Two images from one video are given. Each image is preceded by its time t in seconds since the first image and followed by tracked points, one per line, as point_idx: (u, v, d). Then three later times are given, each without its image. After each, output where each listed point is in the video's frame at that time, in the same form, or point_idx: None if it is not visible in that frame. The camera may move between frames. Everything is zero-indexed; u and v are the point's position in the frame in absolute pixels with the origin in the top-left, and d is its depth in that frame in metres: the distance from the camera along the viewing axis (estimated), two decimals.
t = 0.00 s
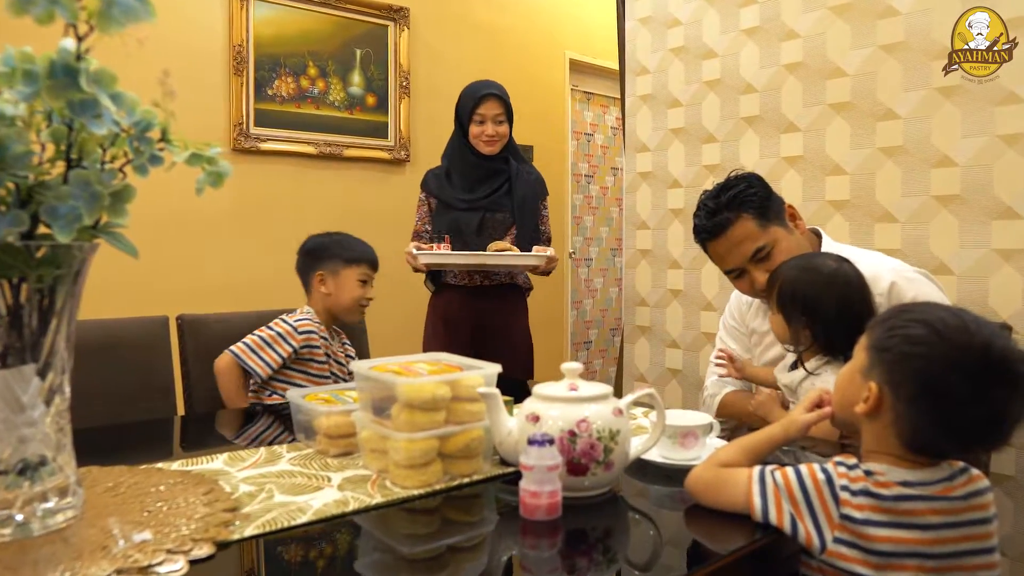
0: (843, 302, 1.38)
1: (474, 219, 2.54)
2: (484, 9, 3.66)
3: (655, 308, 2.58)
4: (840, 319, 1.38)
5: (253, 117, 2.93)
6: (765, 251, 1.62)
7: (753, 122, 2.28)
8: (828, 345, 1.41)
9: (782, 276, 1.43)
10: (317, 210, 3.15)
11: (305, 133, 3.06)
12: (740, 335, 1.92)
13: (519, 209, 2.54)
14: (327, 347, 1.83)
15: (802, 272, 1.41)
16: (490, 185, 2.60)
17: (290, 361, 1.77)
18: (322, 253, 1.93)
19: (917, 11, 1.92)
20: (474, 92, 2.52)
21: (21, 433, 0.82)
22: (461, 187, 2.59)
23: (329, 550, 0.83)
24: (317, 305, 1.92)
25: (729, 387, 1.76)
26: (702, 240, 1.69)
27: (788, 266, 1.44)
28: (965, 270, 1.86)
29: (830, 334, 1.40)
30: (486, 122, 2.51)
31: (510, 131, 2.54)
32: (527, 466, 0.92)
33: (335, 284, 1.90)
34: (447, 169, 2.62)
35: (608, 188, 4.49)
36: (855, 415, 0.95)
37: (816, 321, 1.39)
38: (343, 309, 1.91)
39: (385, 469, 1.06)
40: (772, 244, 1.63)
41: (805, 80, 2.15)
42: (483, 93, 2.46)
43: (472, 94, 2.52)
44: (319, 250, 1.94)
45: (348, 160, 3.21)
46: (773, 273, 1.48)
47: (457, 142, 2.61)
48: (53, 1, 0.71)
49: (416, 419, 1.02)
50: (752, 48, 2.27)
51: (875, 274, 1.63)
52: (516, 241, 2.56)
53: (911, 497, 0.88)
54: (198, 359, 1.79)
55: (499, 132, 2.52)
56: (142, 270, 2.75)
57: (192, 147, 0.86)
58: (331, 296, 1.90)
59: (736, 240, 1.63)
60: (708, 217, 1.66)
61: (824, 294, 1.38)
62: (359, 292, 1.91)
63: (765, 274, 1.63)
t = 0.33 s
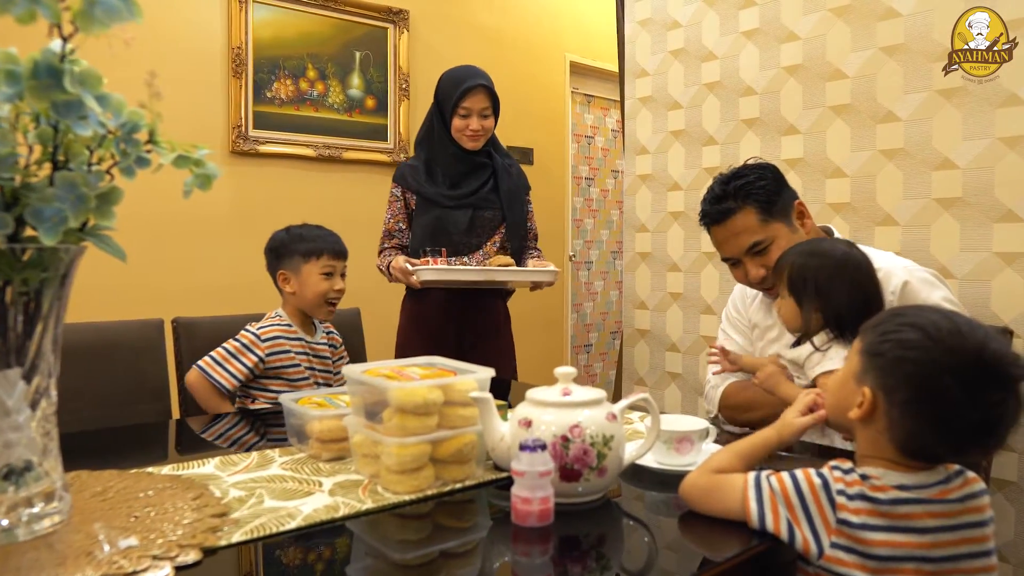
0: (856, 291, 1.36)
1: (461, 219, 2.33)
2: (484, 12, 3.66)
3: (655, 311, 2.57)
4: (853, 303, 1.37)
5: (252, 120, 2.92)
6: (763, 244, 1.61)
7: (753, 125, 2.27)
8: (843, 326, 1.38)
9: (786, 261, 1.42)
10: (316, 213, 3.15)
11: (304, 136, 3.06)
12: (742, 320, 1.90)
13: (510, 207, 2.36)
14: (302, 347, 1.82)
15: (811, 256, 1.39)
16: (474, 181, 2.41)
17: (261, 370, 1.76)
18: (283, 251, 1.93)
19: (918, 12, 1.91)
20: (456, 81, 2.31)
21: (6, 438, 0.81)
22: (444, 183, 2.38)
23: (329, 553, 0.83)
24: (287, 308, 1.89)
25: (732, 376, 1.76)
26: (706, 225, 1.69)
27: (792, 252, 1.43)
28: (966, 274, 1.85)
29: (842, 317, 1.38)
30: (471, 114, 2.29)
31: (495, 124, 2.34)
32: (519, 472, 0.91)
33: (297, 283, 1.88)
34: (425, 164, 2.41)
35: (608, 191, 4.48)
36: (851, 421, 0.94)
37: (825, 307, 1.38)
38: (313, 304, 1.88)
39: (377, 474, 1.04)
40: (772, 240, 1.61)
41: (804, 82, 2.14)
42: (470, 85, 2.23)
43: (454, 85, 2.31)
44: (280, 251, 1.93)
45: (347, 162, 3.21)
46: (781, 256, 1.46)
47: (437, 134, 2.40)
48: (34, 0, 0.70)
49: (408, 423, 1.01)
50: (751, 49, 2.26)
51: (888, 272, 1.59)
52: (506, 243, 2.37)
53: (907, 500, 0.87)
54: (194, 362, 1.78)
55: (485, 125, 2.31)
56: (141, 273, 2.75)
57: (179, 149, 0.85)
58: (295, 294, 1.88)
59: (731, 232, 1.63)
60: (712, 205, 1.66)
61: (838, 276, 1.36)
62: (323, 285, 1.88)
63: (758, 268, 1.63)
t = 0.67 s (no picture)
0: (868, 230, 1.31)
1: (461, 217, 2.10)
2: (485, 10, 3.65)
3: (657, 309, 2.55)
4: (865, 244, 1.31)
5: (252, 119, 2.92)
6: (774, 217, 1.59)
7: (755, 121, 2.26)
8: (854, 257, 1.31)
9: (795, 198, 1.35)
10: (317, 212, 3.14)
11: (305, 134, 3.05)
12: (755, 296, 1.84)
13: (513, 204, 2.13)
14: (296, 342, 1.84)
15: (821, 187, 1.32)
16: (474, 176, 2.19)
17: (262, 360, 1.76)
18: (270, 249, 1.93)
19: (921, 8, 1.89)
20: (453, 69, 2.08)
21: None
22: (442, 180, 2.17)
23: (330, 553, 0.83)
24: (274, 306, 1.89)
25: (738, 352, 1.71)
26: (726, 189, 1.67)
27: (799, 187, 1.36)
28: (970, 271, 1.83)
29: (853, 254, 1.31)
30: (468, 105, 2.06)
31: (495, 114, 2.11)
32: (513, 472, 0.90)
33: (285, 282, 1.88)
34: (423, 156, 2.19)
35: (611, 189, 4.47)
36: (847, 420, 0.92)
37: (833, 244, 1.32)
38: (299, 302, 1.87)
39: (372, 474, 1.03)
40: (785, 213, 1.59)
41: (807, 79, 2.12)
42: (466, 73, 2.01)
43: (452, 72, 2.09)
44: (267, 249, 1.92)
45: (348, 161, 3.20)
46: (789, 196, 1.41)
47: (434, 124, 2.18)
48: None
49: (402, 423, 1.00)
50: (753, 46, 2.24)
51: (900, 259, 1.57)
52: (510, 243, 2.16)
53: (906, 498, 0.85)
54: (193, 360, 1.78)
55: (484, 116, 2.08)
56: (141, 272, 2.74)
57: (169, 146, 0.84)
58: (283, 292, 1.88)
59: (743, 201, 1.61)
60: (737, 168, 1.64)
61: (851, 209, 1.30)
62: (311, 284, 1.87)
63: (764, 240, 1.60)
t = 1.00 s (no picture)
0: (844, 159, 1.30)
1: (466, 213, 1.94)
2: (482, 5, 3.64)
3: (653, 305, 2.54)
4: (842, 176, 1.31)
5: (247, 115, 2.90)
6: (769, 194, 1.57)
7: (751, 117, 2.24)
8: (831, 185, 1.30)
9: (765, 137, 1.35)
10: (312, 208, 3.13)
11: (300, 130, 3.04)
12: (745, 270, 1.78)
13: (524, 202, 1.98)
14: (293, 339, 1.83)
15: (791, 120, 1.34)
16: (483, 170, 2.05)
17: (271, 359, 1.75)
18: (265, 245, 1.91)
19: (918, 2, 1.87)
20: (469, 55, 1.91)
21: None
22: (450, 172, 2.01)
23: (325, 550, 0.82)
24: (272, 303, 1.87)
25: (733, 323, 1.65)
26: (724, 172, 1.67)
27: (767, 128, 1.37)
28: (966, 268, 1.81)
29: (832, 185, 1.30)
30: (484, 96, 1.89)
31: (511, 107, 1.95)
32: (499, 470, 0.88)
33: (284, 278, 1.85)
34: (432, 144, 2.02)
35: (608, 186, 4.46)
36: (837, 418, 0.91)
37: (810, 172, 1.30)
38: (299, 298, 1.85)
39: (359, 473, 1.02)
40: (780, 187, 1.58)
41: (803, 74, 2.11)
42: (483, 60, 1.86)
43: (469, 59, 1.92)
44: (262, 245, 1.91)
45: (344, 157, 3.19)
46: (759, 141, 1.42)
47: (446, 113, 2.02)
48: None
49: (390, 420, 0.98)
50: (750, 41, 2.23)
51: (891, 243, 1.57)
52: (519, 243, 2.00)
53: (896, 495, 0.85)
54: (184, 357, 1.77)
55: (500, 110, 1.92)
56: (135, 270, 2.73)
57: (150, 139, 0.83)
58: (281, 289, 1.86)
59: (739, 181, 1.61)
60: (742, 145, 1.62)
61: (822, 139, 1.29)
62: (311, 278, 1.86)
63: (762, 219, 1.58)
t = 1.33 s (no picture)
0: (811, 170, 1.34)
1: (474, 212, 1.90)
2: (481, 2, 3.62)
3: (653, 303, 2.53)
4: (810, 186, 1.35)
5: (245, 112, 2.89)
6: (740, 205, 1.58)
7: (751, 114, 2.23)
8: (797, 196, 1.34)
9: (733, 146, 1.38)
10: (311, 205, 3.12)
11: (299, 128, 3.03)
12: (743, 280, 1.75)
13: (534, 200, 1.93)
14: (292, 338, 1.82)
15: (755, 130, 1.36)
16: (492, 165, 1.98)
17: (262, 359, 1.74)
18: (267, 242, 1.90)
19: None
20: (483, 43, 1.81)
21: None
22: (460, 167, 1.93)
23: (317, 550, 0.81)
24: (272, 300, 1.86)
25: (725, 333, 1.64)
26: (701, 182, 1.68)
27: (734, 137, 1.39)
28: (968, 265, 1.80)
29: (799, 196, 1.34)
30: (495, 87, 1.79)
31: (524, 99, 1.85)
32: (491, 470, 0.87)
33: (284, 275, 1.85)
34: (441, 135, 1.94)
35: (608, 183, 4.45)
36: (834, 417, 0.90)
37: (775, 182, 1.33)
38: (300, 296, 1.84)
39: (351, 472, 1.01)
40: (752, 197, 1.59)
41: (804, 70, 2.09)
42: (499, 52, 1.75)
43: (481, 47, 1.81)
44: (263, 242, 1.89)
45: (343, 154, 3.18)
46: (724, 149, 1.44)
47: (456, 103, 1.92)
48: None
49: (381, 419, 0.97)
50: (750, 37, 2.21)
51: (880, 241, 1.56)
52: (526, 244, 1.95)
53: (895, 497, 0.83)
54: (179, 355, 1.76)
55: (511, 102, 1.81)
56: (133, 268, 2.72)
57: (135, 134, 0.82)
58: (282, 286, 1.85)
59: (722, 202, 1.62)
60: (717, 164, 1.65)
61: (787, 150, 1.32)
62: (311, 277, 1.85)
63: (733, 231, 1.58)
